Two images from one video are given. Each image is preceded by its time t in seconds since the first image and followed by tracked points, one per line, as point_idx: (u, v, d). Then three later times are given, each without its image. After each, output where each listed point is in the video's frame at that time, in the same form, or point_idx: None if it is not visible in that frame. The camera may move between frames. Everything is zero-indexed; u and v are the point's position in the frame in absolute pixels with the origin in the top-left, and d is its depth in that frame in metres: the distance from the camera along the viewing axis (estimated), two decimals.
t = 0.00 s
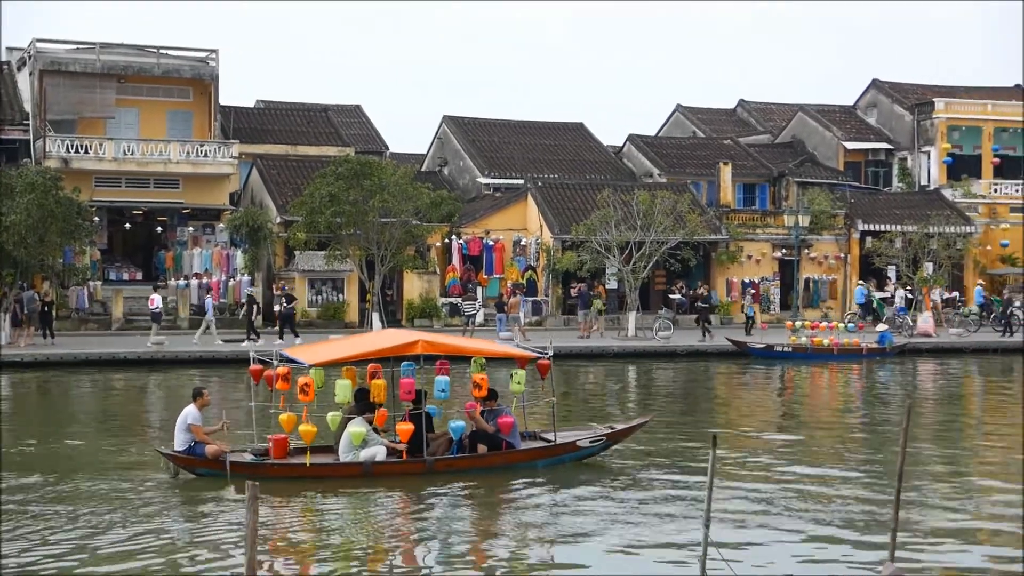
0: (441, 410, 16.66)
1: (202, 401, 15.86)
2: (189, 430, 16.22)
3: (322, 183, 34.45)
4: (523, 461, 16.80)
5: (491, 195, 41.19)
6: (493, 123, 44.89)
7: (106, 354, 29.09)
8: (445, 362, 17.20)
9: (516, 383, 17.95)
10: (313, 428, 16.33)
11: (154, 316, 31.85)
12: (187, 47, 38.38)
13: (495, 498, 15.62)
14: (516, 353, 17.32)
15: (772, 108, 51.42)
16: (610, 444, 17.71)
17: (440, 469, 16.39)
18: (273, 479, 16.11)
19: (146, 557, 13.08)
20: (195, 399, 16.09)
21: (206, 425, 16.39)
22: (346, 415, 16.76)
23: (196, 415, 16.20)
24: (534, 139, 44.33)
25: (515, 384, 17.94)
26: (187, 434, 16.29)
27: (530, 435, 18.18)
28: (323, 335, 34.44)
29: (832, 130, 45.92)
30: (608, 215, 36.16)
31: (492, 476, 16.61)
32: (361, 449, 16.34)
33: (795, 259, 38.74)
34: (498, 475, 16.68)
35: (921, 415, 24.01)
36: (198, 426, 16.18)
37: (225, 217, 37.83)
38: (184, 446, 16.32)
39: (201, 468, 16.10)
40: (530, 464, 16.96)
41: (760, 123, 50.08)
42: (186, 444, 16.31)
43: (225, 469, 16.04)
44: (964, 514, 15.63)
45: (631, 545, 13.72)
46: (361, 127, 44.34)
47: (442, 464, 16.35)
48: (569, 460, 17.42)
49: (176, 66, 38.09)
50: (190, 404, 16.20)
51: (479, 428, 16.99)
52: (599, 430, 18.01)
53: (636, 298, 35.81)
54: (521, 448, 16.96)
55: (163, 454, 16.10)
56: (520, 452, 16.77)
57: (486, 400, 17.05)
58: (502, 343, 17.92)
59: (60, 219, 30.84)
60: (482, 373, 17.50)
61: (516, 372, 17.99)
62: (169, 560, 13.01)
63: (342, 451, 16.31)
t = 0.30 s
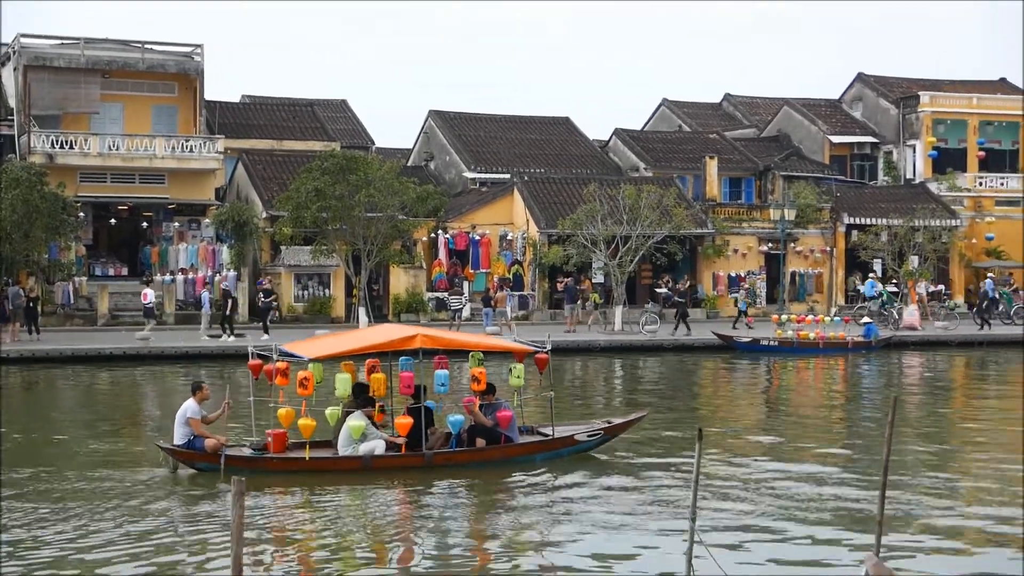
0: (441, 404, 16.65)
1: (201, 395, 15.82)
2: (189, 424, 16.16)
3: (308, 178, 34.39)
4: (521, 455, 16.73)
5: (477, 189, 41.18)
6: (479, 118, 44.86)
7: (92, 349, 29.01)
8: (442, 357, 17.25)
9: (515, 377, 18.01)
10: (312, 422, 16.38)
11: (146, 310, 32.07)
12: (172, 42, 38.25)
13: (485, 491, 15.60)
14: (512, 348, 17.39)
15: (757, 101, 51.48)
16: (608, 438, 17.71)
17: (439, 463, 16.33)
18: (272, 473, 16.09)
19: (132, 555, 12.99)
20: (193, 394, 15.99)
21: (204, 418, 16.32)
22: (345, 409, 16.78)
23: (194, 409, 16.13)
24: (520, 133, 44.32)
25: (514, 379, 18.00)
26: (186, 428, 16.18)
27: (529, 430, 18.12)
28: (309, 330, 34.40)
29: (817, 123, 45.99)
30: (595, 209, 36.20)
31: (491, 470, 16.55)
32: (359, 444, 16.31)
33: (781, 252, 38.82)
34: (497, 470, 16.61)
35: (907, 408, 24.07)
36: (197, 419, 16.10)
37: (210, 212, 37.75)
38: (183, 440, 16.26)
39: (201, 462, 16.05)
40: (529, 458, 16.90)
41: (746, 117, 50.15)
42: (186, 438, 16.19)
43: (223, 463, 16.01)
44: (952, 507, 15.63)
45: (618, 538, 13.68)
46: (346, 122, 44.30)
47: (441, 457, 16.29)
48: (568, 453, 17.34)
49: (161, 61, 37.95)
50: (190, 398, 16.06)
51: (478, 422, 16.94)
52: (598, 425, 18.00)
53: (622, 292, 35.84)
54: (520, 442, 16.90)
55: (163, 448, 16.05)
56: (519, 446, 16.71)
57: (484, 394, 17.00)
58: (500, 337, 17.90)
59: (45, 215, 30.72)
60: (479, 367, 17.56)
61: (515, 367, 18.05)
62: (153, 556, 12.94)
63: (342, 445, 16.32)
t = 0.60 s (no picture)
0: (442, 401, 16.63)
1: (202, 392, 15.78)
2: (190, 420, 16.13)
3: (296, 175, 34.36)
4: (521, 452, 16.77)
5: (465, 186, 41.18)
6: (467, 115, 44.86)
7: (79, 347, 28.94)
8: (441, 354, 17.25)
9: (515, 374, 17.98)
10: (313, 418, 16.37)
11: (139, 307, 32.15)
12: (159, 39, 38.21)
13: (477, 488, 15.61)
14: (511, 345, 17.40)
15: (744, 99, 51.55)
16: (607, 435, 17.74)
17: (439, 460, 16.36)
18: (274, 470, 16.06)
19: (122, 552, 12.95)
20: (195, 390, 15.95)
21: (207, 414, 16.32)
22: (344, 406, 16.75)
23: (197, 405, 16.07)
24: (507, 130, 44.33)
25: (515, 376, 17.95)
26: (188, 424, 16.18)
27: (528, 428, 18.15)
28: (296, 327, 34.38)
29: (804, 120, 46.06)
30: (583, 207, 36.21)
31: (491, 468, 16.58)
32: (360, 441, 16.35)
33: (768, 250, 38.88)
34: (497, 467, 16.64)
35: (894, 405, 24.12)
36: (200, 415, 16.01)
37: (198, 209, 37.67)
38: (184, 435, 16.29)
39: (202, 459, 16.11)
40: (528, 455, 16.92)
41: (733, 114, 50.19)
42: (187, 434, 16.24)
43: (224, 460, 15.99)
44: (942, 504, 15.65)
45: (614, 535, 13.70)
46: (334, 119, 44.27)
47: (441, 454, 16.31)
48: (567, 450, 17.38)
49: (149, 58, 37.89)
50: (192, 395, 16.03)
51: (477, 419, 16.95)
52: (597, 422, 18.01)
53: (610, 290, 35.88)
54: (519, 439, 16.92)
55: (164, 444, 16.06)
56: (518, 442, 16.74)
57: (483, 391, 17.02)
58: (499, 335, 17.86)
59: (32, 212, 30.64)
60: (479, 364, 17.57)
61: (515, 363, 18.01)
62: (144, 554, 12.89)
63: (342, 442, 16.32)
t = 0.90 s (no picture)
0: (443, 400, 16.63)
1: (204, 390, 15.65)
2: (192, 418, 16.04)
3: (285, 173, 34.32)
4: (521, 450, 16.81)
5: (454, 184, 41.17)
6: (456, 113, 44.84)
7: (69, 345, 28.88)
8: (441, 352, 17.26)
9: (516, 371, 17.95)
10: (315, 417, 16.31)
11: (134, 305, 32.14)
12: (147, 37, 38.15)
13: (473, 485, 15.62)
14: (511, 342, 17.42)
15: (733, 97, 51.65)
16: (606, 433, 17.78)
17: (440, 458, 16.42)
18: (275, 468, 16.03)
19: (111, 550, 12.92)
20: (197, 389, 15.82)
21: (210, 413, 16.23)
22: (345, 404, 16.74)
23: (199, 404, 15.96)
24: (496, 128, 44.33)
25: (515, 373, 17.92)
26: (191, 421, 16.08)
27: (527, 425, 18.17)
28: (284, 326, 34.35)
29: (792, 119, 46.12)
30: (571, 205, 36.21)
31: (491, 466, 16.62)
32: (362, 438, 16.34)
33: (757, 248, 38.95)
34: (497, 465, 16.69)
35: (883, 402, 24.18)
36: (203, 413, 15.92)
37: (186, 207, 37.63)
38: (186, 434, 16.19)
39: (204, 457, 16.04)
40: (529, 452, 16.98)
41: (722, 112, 50.25)
42: (190, 432, 16.14)
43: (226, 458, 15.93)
44: (936, 502, 15.68)
45: (612, 532, 13.70)
46: (323, 117, 44.24)
47: (442, 452, 16.38)
48: (567, 448, 17.43)
49: (137, 56, 37.80)
50: (194, 393, 15.94)
51: (478, 417, 16.96)
52: (596, 419, 18.05)
53: (599, 288, 35.92)
54: (520, 437, 16.96)
55: (166, 442, 15.98)
56: (518, 440, 16.79)
57: (484, 388, 16.85)
58: (497, 333, 17.86)
59: (19, 210, 30.54)
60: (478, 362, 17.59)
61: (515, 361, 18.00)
62: (132, 554, 12.87)
63: (344, 440, 16.32)
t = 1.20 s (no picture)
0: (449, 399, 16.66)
1: (209, 388, 15.72)
2: (199, 417, 16.09)
3: (278, 172, 34.26)
4: (526, 448, 16.83)
5: (448, 183, 41.17)
6: (449, 112, 44.83)
7: (62, 344, 28.84)
8: (445, 350, 17.34)
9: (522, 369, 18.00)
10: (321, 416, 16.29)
11: (135, 303, 32.18)
12: (141, 36, 38.11)
13: (478, 484, 15.63)
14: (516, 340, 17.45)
15: (727, 97, 51.69)
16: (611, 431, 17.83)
17: (447, 457, 16.42)
18: (282, 466, 16.02)
19: (112, 550, 12.91)
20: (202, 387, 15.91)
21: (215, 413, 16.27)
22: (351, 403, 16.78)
23: (204, 402, 16.05)
24: (490, 128, 44.32)
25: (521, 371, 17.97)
26: (197, 421, 16.16)
27: (532, 423, 18.18)
28: (276, 324, 34.30)
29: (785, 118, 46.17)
30: (565, 204, 36.18)
31: (496, 464, 16.63)
32: (368, 437, 16.33)
33: (751, 248, 38.95)
34: (502, 463, 16.70)
35: (878, 402, 24.22)
36: (208, 412, 15.99)
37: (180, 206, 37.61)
38: (192, 433, 16.23)
39: (210, 456, 16.03)
40: (534, 450, 17.01)
41: (715, 112, 50.28)
42: (196, 432, 16.20)
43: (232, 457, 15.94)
44: (937, 501, 15.72)
45: (615, 531, 13.70)
46: (317, 116, 44.21)
47: (448, 451, 16.39)
48: (571, 447, 17.47)
49: (130, 54, 37.77)
50: (199, 392, 16.01)
51: (484, 416, 17.01)
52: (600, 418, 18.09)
53: (594, 287, 35.91)
54: (525, 435, 16.98)
55: (171, 441, 15.99)
56: (524, 439, 16.81)
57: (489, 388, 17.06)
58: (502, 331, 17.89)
59: (13, 208, 30.49)
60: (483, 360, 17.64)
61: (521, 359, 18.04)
62: (135, 553, 12.85)
63: (350, 439, 16.30)
